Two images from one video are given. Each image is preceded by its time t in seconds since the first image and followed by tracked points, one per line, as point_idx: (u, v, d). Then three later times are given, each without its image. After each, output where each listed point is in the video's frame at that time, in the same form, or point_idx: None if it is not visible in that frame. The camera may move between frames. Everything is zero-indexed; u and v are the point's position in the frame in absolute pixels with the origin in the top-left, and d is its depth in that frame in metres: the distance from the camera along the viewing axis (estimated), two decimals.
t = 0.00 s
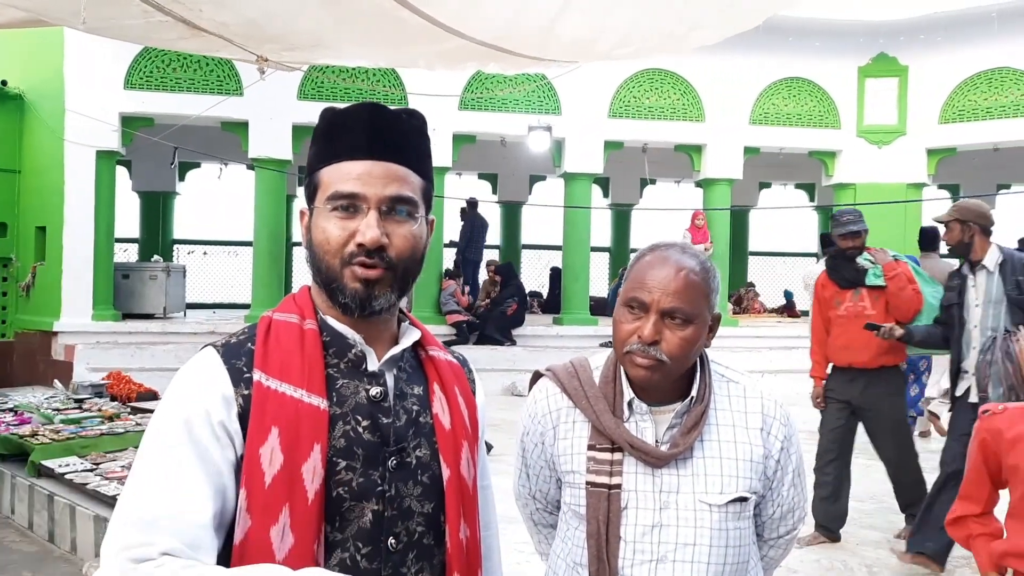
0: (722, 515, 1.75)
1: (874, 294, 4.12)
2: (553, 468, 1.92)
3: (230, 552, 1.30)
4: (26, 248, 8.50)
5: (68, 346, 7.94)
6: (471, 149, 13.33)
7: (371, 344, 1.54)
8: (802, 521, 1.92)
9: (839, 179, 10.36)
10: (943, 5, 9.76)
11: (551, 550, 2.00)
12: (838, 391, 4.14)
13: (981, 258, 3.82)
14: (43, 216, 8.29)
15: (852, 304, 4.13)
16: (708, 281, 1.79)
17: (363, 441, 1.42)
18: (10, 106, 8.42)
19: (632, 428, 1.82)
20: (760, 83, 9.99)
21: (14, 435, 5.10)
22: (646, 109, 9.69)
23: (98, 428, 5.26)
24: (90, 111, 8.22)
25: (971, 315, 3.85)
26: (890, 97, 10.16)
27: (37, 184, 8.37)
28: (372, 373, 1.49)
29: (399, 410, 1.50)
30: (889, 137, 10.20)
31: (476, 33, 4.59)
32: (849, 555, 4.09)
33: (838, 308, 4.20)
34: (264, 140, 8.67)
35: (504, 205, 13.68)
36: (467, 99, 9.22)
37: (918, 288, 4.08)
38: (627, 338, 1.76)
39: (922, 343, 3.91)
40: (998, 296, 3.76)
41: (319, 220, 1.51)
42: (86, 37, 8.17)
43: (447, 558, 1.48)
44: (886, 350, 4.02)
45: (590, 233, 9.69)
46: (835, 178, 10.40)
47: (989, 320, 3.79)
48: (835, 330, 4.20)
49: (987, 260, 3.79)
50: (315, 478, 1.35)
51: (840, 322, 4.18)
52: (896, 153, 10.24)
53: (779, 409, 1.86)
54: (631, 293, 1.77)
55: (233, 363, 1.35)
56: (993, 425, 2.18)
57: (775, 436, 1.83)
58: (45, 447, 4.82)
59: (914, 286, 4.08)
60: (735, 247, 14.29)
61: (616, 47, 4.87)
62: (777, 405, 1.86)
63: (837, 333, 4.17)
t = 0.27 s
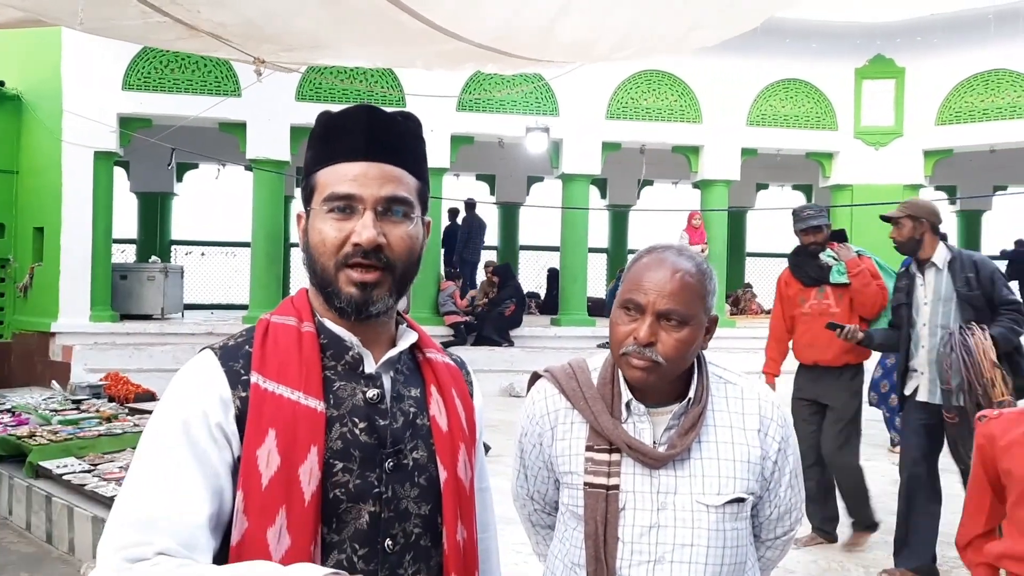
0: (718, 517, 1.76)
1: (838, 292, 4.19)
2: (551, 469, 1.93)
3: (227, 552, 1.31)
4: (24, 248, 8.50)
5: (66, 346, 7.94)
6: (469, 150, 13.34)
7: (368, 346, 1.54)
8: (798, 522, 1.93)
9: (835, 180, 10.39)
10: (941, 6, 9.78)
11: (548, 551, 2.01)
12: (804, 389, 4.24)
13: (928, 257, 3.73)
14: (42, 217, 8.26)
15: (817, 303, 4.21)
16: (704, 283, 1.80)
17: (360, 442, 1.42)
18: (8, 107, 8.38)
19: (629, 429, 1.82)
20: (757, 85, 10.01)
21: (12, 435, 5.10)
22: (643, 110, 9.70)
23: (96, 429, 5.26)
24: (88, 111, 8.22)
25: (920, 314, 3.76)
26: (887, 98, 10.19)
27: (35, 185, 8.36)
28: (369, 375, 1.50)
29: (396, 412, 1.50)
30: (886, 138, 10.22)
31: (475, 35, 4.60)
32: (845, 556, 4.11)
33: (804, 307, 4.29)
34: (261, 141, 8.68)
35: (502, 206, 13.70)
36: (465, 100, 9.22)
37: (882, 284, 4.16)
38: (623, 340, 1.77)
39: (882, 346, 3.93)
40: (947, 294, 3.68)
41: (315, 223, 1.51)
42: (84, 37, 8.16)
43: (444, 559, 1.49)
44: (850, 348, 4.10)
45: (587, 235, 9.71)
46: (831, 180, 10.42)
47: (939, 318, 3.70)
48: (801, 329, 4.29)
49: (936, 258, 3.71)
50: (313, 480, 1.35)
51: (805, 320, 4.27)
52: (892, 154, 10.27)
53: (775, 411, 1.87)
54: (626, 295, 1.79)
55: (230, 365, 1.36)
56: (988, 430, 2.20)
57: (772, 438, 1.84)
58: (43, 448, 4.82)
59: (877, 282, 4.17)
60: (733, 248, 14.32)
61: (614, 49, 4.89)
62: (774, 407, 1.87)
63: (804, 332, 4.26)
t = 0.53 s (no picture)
0: (717, 518, 1.75)
1: (807, 299, 4.16)
2: (550, 471, 1.93)
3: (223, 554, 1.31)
4: (21, 250, 8.50)
5: (63, 348, 7.92)
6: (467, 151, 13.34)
7: (364, 346, 1.54)
8: (796, 524, 1.93)
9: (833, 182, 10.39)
10: (939, 8, 9.79)
11: (547, 552, 2.00)
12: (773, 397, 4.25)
13: (888, 255, 3.74)
14: (40, 218, 8.27)
15: (786, 310, 4.20)
16: (702, 284, 1.80)
17: (356, 444, 1.42)
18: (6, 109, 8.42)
19: (628, 430, 1.83)
20: (755, 86, 10.01)
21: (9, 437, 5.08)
22: (642, 111, 9.71)
23: (93, 430, 5.24)
24: (85, 113, 8.20)
25: (881, 314, 3.78)
26: (884, 100, 10.20)
27: (33, 186, 8.36)
28: (365, 376, 1.50)
29: (393, 413, 1.50)
30: (884, 140, 10.23)
31: (472, 36, 4.60)
32: (844, 557, 4.11)
33: (774, 312, 4.28)
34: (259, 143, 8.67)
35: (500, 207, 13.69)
36: (463, 102, 9.21)
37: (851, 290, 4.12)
38: (621, 341, 1.77)
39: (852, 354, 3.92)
40: (907, 292, 3.69)
41: (308, 223, 1.51)
42: (81, 39, 8.16)
43: (442, 560, 1.49)
44: (818, 356, 4.11)
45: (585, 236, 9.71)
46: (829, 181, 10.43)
47: (898, 316, 3.71)
48: (772, 334, 4.27)
49: (896, 256, 3.71)
50: (309, 481, 1.35)
51: (775, 326, 4.26)
52: (890, 156, 10.27)
53: (774, 411, 1.87)
54: (625, 298, 1.79)
55: (225, 367, 1.36)
56: (986, 432, 2.19)
57: (771, 439, 1.84)
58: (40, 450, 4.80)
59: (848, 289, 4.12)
60: (731, 250, 14.32)
61: (612, 50, 4.89)
62: (773, 408, 1.86)
63: (774, 337, 4.25)
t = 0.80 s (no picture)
0: (715, 519, 1.75)
1: (776, 297, 4.04)
2: (547, 472, 1.93)
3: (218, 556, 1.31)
4: (19, 252, 8.50)
5: (61, 350, 7.91)
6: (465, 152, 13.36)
7: (358, 346, 1.55)
8: (794, 524, 1.93)
9: (831, 183, 10.41)
10: (936, 9, 9.81)
11: (545, 554, 2.00)
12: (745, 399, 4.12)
13: (853, 259, 3.57)
14: (37, 220, 8.27)
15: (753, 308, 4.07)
16: (700, 286, 1.80)
17: (352, 445, 1.42)
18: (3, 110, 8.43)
19: (625, 432, 1.83)
20: (753, 88, 10.02)
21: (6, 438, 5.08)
22: (639, 113, 9.71)
23: (91, 432, 5.23)
24: (83, 114, 8.20)
25: (846, 318, 3.60)
26: (882, 101, 10.21)
27: (31, 187, 8.36)
28: (360, 377, 1.50)
29: (389, 414, 1.50)
30: (881, 141, 10.24)
31: (470, 38, 4.60)
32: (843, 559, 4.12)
33: (743, 310, 4.15)
34: (257, 144, 8.67)
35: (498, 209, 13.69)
36: (461, 103, 9.22)
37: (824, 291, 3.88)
38: (620, 344, 1.76)
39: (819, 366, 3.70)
40: (872, 299, 3.50)
41: (301, 224, 1.51)
42: (79, 40, 8.14)
43: (438, 560, 1.48)
44: (785, 356, 3.98)
45: (583, 237, 9.71)
46: (827, 182, 10.44)
47: (863, 322, 3.53)
48: (740, 333, 4.16)
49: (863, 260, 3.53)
50: (304, 484, 1.35)
51: (744, 325, 4.14)
52: (888, 157, 10.27)
53: (771, 412, 1.87)
54: (623, 300, 1.79)
55: (219, 371, 1.37)
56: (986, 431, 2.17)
57: (768, 439, 1.84)
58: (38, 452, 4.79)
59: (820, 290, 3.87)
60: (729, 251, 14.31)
61: (610, 52, 4.89)
62: (770, 409, 1.87)
63: (743, 335, 4.14)
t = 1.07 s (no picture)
0: (713, 520, 1.76)
1: (746, 297, 3.79)
2: (546, 474, 1.94)
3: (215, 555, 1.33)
4: (18, 252, 8.49)
5: (60, 350, 7.90)
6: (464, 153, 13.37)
7: (356, 347, 1.55)
8: (792, 525, 1.93)
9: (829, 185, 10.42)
10: (935, 11, 9.82)
11: (544, 556, 2.00)
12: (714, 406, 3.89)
13: (819, 257, 3.55)
14: (36, 220, 8.27)
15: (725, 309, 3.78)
16: (708, 294, 1.81)
17: (350, 446, 1.42)
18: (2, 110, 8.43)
19: (623, 434, 1.83)
20: (752, 89, 10.03)
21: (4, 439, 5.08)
22: (638, 114, 9.72)
23: (90, 432, 5.23)
24: (82, 114, 8.19)
25: (808, 315, 3.58)
26: (881, 103, 10.22)
27: (30, 188, 8.36)
28: (358, 378, 1.50)
29: (387, 415, 1.50)
30: (880, 143, 10.25)
31: (470, 39, 4.61)
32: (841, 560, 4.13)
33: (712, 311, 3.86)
34: (256, 145, 8.67)
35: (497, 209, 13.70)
36: (460, 104, 9.23)
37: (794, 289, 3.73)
38: (634, 355, 1.76)
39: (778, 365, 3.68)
40: (836, 297, 3.47)
41: (298, 226, 1.52)
42: (78, 40, 8.14)
43: (437, 561, 1.49)
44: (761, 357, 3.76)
45: (582, 238, 9.72)
46: (826, 184, 10.46)
47: (823, 320, 3.50)
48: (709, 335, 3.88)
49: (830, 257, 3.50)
50: (301, 484, 1.35)
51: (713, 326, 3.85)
52: (886, 159, 10.29)
53: (770, 413, 1.87)
54: (632, 310, 1.77)
55: (218, 371, 1.38)
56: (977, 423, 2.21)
57: (767, 440, 1.85)
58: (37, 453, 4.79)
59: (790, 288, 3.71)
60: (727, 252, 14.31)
61: (609, 53, 4.90)
62: (768, 410, 1.87)
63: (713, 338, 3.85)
